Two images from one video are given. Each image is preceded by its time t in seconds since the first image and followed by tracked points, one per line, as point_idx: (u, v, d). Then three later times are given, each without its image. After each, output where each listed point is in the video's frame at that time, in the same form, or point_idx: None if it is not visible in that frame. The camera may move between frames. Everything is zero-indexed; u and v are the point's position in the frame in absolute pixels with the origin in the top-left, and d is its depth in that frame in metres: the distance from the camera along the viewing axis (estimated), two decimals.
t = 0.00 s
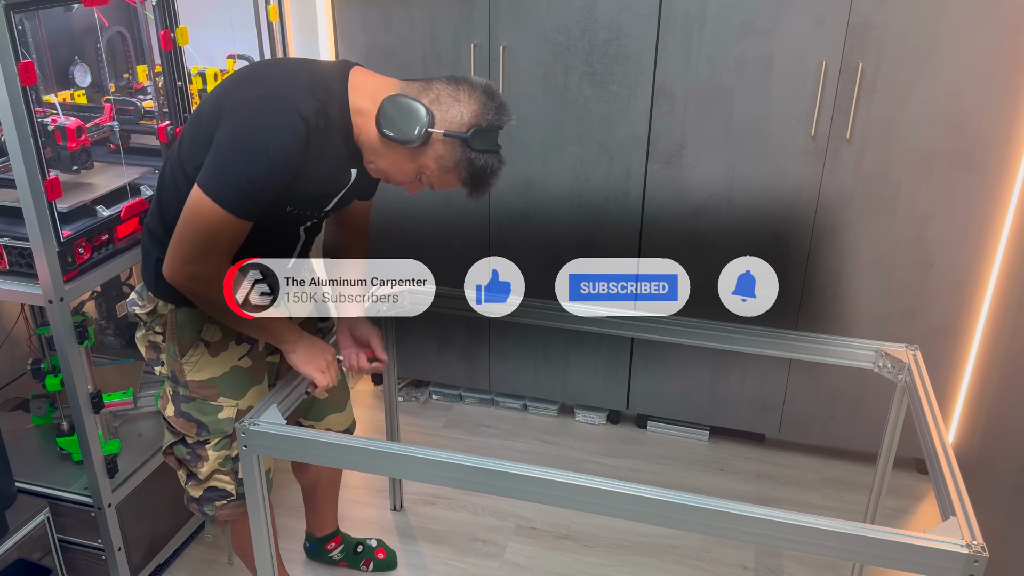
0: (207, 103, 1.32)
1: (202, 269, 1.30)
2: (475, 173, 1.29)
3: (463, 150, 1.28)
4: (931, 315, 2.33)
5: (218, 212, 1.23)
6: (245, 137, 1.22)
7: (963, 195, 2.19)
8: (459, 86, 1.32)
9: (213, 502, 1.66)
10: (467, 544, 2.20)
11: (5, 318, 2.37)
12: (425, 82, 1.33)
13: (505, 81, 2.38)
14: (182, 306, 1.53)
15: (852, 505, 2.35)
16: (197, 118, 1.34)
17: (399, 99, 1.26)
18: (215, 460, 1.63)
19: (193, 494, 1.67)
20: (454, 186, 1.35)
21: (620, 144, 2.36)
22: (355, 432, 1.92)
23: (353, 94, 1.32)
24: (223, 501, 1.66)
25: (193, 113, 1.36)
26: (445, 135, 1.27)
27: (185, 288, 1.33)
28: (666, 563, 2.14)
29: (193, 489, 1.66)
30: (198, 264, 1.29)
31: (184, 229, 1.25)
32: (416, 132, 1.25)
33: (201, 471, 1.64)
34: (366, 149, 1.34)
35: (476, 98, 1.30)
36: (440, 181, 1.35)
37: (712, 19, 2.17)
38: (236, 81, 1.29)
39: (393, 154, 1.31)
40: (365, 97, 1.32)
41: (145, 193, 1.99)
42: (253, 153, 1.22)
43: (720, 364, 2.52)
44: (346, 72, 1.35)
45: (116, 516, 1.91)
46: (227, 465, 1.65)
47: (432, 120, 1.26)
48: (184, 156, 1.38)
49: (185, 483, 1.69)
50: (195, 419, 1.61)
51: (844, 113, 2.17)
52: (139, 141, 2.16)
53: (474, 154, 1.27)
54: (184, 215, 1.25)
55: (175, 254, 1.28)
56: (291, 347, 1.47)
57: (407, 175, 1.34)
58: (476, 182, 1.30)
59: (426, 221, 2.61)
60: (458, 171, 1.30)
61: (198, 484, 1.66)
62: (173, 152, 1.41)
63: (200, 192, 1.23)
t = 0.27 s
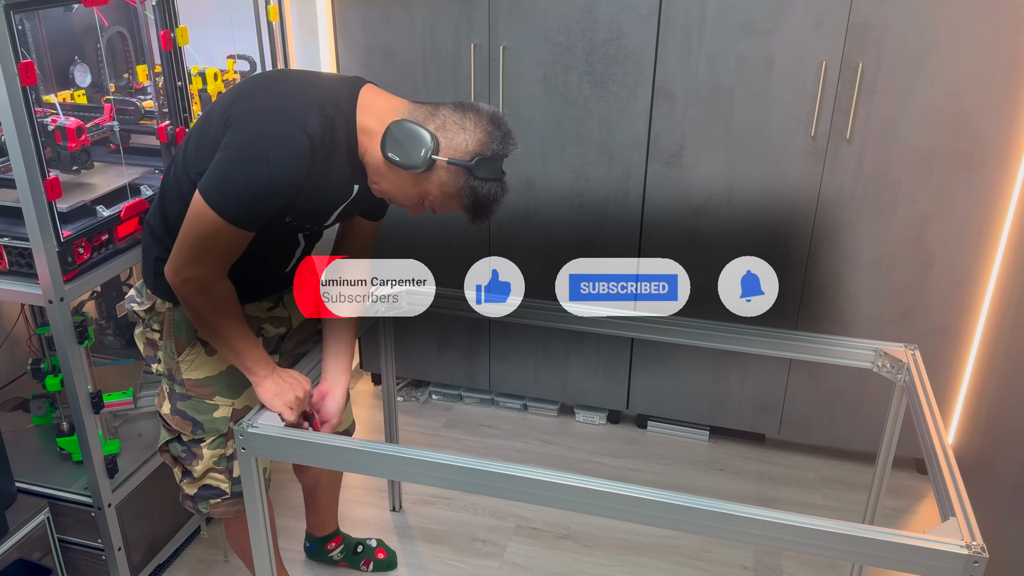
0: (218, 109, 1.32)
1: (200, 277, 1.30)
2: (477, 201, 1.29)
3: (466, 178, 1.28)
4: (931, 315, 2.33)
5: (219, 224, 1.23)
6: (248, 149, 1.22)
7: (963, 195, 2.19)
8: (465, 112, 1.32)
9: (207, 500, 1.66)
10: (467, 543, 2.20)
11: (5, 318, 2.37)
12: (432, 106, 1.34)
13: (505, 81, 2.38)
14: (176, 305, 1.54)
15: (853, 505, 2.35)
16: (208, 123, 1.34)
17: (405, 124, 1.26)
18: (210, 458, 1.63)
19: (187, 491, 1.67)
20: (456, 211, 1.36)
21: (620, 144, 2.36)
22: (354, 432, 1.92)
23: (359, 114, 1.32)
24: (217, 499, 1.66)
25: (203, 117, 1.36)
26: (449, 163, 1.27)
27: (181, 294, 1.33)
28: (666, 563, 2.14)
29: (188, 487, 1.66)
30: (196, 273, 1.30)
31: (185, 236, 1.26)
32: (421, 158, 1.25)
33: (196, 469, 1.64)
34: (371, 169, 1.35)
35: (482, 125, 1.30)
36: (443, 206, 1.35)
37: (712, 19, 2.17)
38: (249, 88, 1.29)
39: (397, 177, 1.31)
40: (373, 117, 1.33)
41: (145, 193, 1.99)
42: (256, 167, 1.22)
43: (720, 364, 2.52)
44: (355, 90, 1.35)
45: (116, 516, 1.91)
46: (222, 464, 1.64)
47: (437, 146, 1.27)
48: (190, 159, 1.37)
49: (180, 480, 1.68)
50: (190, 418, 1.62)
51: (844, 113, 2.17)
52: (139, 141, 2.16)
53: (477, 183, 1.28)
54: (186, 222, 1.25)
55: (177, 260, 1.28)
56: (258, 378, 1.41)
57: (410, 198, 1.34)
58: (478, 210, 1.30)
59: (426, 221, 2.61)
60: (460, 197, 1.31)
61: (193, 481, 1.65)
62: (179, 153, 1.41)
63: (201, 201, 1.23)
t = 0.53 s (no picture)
0: (257, 125, 1.32)
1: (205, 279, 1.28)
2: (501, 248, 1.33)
3: (493, 226, 1.31)
4: (931, 315, 2.33)
5: (240, 229, 1.22)
6: (289, 163, 1.21)
7: (963, 195, 2.19)
8: (497, 160, 1.34)
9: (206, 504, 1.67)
10: (467, 544, 2.20)
11: (5, 318, 2.37)
12: (463, 149, 1.34)
13: (505, 81, 2.38)
14: (181, 310, 1.52)
15: (853, 505, 2.35)
16: (242, 136, 1.33)
17: (441, 170, 1.27)
18: (210, 461, 1.64)
19: (185, 494, 1.68)
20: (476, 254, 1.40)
21: (620, 144, 2.36)
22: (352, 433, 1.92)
23: (394, 150, 1.32)
24: (215, 502, 1.67)
25: (237, 129, 1.35)
26: (480, 212, 1.29)
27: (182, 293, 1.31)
28: (666, 564, 2.14)
29: (186, 489, 1.67)
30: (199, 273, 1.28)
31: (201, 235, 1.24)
32: (454, 206, 1.26)
33: (195, 472, 1.64)
34: (396, 205, 1.35)
35: (513, 176, 1.32)
36: (464, 248, 1.38)
37: (712, 19, 2.17)
38: (294, 110, 1.29)
39: (424, 218, 1.32)
40: (406, 155, 1.32)
41: (145, 193, 1.99)
42: (291, 181, 1.21)
43: (720, 364, 2.52)
44: (393, 122, 1.34)
45: (116, 516, 1.91)
46: (221, 467, 1.65)
47: (470, 195, 1.28)
48: (217, 169, 1.36)
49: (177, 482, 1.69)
50: (191, 421, 1.62)
51: (844, 112, 2.17)
52: (139, 141, 2.16)
53: (503, 232, 1.31)
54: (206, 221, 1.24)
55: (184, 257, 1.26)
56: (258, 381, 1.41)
57: (433, 238, 1.36)
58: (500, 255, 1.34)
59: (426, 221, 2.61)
60: (484, 243, 1.34)
61: (191, 484, 1.66)
62: (205, 162, 1.39)
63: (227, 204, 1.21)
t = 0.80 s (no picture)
0: (246, 115, 1.32)
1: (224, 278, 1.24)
2: (495, 227, 1.31)
3: (486, 205, 1.29)
4: (931, 315, 2.33)
5: (255, 228, 1.20)
6: (290, 153, 1.22)
7: (963, 195, 2.19)
8: (488, 139, 1.33)
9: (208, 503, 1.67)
10: (467, 544, 2.20)
11: (5, 318, 2.37)
12: (454, 131, 1.34)
13: (505, 81, 2.38)
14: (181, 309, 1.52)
15: (853, 505, 2.35)
16: (233, 128, 1.33)
17: (431, 149, 1.26)
18: (212, 461, 1.64)
19: (187, 494, 1.67)
20: (471, 236, 1.37)
21: (620, 144, 2.36)
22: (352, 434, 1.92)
23: (382, 135, 1.32)
24: (218, 501, 1.67)
25: (227, 123, 1.35)
26: (472, 189, 1.28)
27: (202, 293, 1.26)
28: (666, 564, 2.14)
29: (188, 489, 1.67)
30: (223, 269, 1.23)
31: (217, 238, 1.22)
32: (445, 183, 1.25)
33: (198, 471, 1.64)
34: (389, 189, 1.34)
35: (504, 153, 1.31)
36: (458, 230, 1.36)
37: (712, 20, 2.17)
38: (282, 101, 1.30)
39: (416, 199, 1.31)
40: (395, 138, 1.32)
41: (145, 193, 2.00)
42: (293, 170, 1.22)
43: (720, 364, 2.52)
44: (379, 107, 1.34)
45: (116, 516, 1.91)
46: (224, 466, 1.66)
47: (461, 171, 1.27)
48: (209, 163, 1.35)
49: (179, 482, 1.69)
50: (193, 421, 1.61)
51: (844, 112, 2.17)
52: (139, 141, 2.16)
53: (497, 211, 1.29)
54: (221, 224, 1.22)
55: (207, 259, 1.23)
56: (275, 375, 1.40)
57: (426, 220, 1.34)
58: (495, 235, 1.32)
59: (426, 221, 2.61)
60: (479, 223, 1.32)
61: (193, 484, 1.66)
62: (195, 158, 1.39)
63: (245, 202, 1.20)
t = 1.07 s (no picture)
0: (255, 114, 1.32)
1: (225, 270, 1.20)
2: (501, 236, 1.32)
3: (494, 214, 1.30)
4: (931, 315, 2.33)
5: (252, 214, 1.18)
6: (294, 151, 1.21)
7: (963, 196, 2.19)
8: (496, 150, 1.34)
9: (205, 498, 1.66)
10: (467, 544, 2.20)
11: (5, 318, 2.38)
12: (462, 140, 1.35)
13: (505, 81, 2.37)
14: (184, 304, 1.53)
15: (853, 505, 2.35)
16: (242, 127, 1.33)
17: (443, 157, 1.27)
18: (210, 458, 1.64)
19: (183, 490, 1.67)
20: (475, 242, 1.38)
21: (620, 144, 2.36)
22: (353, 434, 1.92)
23: (394, 140, 1.32)
24: (214, 499, 1.66)
25: (236, 122, 1.35)
26: (482, 198, 1.29)
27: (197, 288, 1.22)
28: (666, 564, 2.14)
29: (185, 485, 1.66)
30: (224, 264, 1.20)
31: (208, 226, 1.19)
32: (455, 192, 1.26)
33: (194, 468, 1.64)
34: (398, 195, 1.34)
35: (513, 164, 1.33)
36: (464, 237, 1.37)
37: (712, 20, 2.17)
38: (293, 100, 1.30)
39: (426, 206, 1.31)
40: (406, 145, 1.32)
41: (145, 193, 2.00)
42: (296, 168, 1.20)
43: (720, 364, 2.52)
44: (391, 112, 1.35)
45: (116, 516, 1.91)
46: (221, 463, 1.65)
47: (472, 181, 1.28)
48: (217, 162, 1.36)
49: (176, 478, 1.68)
50: (191, 417, 1.61)
51: (844, 112, 2.17)
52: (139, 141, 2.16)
53: (504, 220, 1.30)
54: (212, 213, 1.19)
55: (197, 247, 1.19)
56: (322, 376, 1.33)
57: (433, 227, 1.35)
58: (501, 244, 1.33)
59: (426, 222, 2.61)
60: (486, 231, 1.33)
61: (190, 480, 1.65)
62: (205, 156, 1.39)
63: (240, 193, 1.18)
